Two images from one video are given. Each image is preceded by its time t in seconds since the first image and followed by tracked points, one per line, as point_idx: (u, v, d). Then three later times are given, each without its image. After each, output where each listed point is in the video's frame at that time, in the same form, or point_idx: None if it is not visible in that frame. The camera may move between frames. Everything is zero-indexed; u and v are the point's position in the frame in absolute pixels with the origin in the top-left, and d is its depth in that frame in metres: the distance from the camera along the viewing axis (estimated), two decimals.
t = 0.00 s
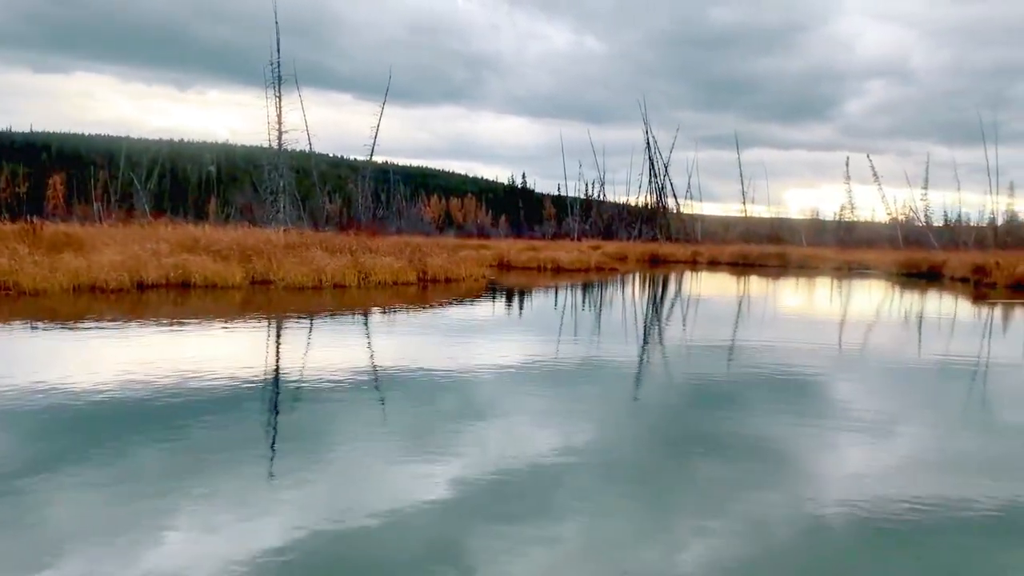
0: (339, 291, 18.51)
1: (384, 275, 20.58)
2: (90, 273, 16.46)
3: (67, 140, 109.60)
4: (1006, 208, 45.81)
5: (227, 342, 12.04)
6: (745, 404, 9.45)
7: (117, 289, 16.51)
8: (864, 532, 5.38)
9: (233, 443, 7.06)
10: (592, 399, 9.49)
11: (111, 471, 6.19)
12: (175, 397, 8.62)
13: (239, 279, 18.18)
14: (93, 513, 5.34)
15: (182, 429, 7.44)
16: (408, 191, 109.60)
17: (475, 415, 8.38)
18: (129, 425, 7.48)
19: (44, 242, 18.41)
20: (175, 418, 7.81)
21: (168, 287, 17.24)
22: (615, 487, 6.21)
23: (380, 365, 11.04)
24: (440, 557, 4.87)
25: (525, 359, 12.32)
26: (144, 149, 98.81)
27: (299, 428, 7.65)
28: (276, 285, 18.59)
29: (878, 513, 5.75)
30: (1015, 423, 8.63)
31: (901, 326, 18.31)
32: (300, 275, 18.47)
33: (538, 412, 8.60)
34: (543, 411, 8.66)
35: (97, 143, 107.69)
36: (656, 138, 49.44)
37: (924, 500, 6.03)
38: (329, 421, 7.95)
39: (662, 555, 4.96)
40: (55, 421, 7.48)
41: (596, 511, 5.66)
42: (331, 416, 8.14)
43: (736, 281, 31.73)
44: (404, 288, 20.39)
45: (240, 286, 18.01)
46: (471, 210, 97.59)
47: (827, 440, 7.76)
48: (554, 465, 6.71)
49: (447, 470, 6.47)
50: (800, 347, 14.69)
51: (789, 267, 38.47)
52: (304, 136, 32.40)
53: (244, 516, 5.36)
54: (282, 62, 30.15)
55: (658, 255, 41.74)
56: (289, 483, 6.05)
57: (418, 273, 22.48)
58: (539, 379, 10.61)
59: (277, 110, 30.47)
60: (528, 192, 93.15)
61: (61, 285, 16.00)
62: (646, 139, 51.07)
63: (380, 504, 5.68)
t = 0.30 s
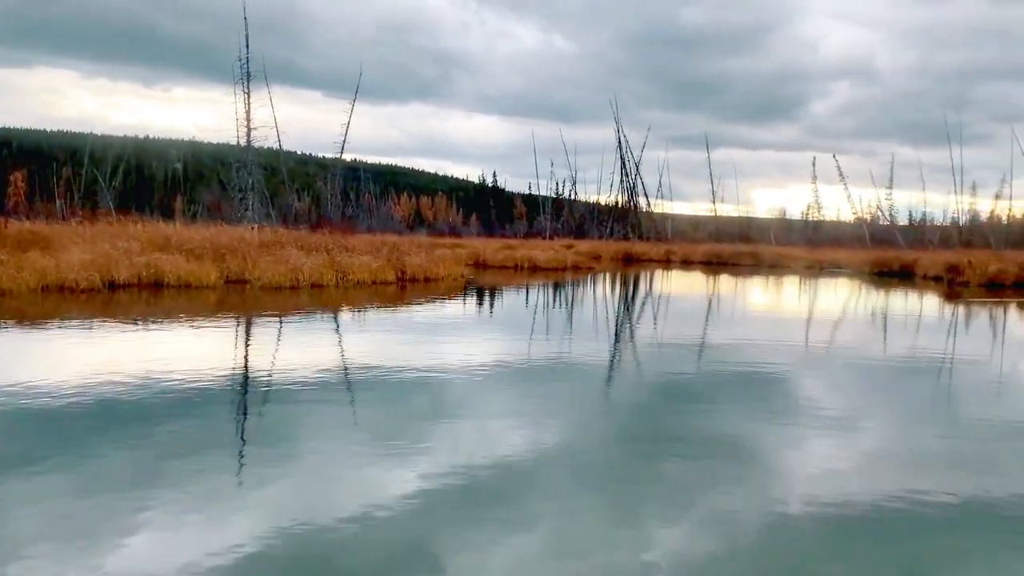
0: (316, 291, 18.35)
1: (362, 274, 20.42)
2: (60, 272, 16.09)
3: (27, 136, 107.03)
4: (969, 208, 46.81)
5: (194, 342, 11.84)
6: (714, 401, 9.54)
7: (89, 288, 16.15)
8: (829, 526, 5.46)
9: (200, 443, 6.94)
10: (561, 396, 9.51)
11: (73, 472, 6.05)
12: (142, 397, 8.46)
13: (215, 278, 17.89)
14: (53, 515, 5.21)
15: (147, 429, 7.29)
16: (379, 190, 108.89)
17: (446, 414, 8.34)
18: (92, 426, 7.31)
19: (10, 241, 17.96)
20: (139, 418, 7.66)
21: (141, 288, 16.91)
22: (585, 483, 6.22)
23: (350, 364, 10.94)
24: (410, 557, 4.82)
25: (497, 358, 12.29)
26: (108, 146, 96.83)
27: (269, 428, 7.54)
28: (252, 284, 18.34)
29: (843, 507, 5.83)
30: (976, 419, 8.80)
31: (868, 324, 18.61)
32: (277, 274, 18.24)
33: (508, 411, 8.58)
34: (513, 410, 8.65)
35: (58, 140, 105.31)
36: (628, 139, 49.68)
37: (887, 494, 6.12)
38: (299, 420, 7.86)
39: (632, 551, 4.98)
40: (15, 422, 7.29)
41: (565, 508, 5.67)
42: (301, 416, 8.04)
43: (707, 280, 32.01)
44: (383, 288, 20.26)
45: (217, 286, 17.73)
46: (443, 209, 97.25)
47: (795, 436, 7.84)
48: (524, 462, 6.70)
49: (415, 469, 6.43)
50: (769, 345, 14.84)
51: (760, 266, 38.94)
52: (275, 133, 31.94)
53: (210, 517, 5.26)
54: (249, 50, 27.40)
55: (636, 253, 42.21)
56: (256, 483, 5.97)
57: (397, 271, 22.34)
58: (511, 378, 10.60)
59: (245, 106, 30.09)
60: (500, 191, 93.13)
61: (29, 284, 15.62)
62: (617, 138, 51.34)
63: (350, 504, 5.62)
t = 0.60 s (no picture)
0: (292, 290, 18.15)
1: (337, 274, 20.22)
2: (26, 272, 15.68)
3: None
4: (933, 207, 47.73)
5: (160, 341, 11.62)
6: (683, 398, 9.60)
7: (56, 289, 15.78)
8: (794, 520, 5.51)
9: (163, 444, 6.81)
10: (531, 394, 9.50)
11: (30, 475, 5.89)
12: (105, 398, 8.27)
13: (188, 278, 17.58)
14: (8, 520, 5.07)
15: (109, 430, 7.13)
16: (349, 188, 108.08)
17: (415, 412, 8.28)
18: (51, 427, 7.14)
19: None
20: (101, 419, 7.49)
21: (110, 288, 16.56)
22: (553, 481, 6.21)
23: (319, 363, 10.81)
24: (376, 556, 4.78)
25: (468, 356, 12.24)
26: (69, 142, 94.78)
27: (235, 428, 7.42)
28: (226, 283, 18.06)
29: (808, 501, 5.89)
30: (938, 415, 8.94)
31: (834, 321, 18.88)
32: (250, 273, 17.99)
33: (477, 409, 8.55)
34: (483, 408, 8.61)
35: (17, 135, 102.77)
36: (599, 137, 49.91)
37: (852, 489, 6.18)
38: (265, 420, 7.74)
39: (598, 548, 4.97)
40: None
41: (533, 505, 5.66)
42: (268, 416, 7.91)
43: (678, 278, 32.25)
44: (359, 287, 20.08)
45: (190, 286, 17.41)
46: (414, 207, 96.80)
47: (760, 432, 7.90)
48: (492, 460, 6.68)
49: (383, 468, 6.37)
50: (738, 342, 14.97)
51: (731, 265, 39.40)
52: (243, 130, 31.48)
53: (171, 519, 5.16)
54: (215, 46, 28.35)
55: (608, 252, 42.42)
56: (220, 484, 5.87)
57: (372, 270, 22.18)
58: (481, 376, 10.57)
59: (213, 103, 29.68)
60: (472, 190, 92.98)
61: None
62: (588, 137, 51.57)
63: (315, 504, 5.55)
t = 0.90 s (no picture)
0: (266, 291, 17.87)
1: (312, 274, 19.99)
2: None
3: None
4: (895, 207, 48.82)
5: (122, 342, 11.38)
6: (650, 396, 9.66)
7: (23, 290, 15.33)
8: (758, 515, 5.57)
9: (124, 446, 6.67)
10: (499, 393, 9.49)
11: None
12: (66, 400, 8.08)
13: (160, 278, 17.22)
14: None
15: (69, 433, 6.96)
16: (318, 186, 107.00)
17: (381, 412, 8.22)
18: (8, 430, 6.95)
19: None
20: (61, 421, 7.31)
21: (77, 289, 16.15)
22: (519, 479, 6.21)
23: (286, 364, 10.66)
24: (344, 557, 4.72)
25: (437, 355, 12.19)
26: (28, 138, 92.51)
27: (201, 429, 7.30)
28: (198, 283, 17.73)
29: (772, 497, 5.96)
30: (897, 411, 9.12)
31: (800, 319, 19.20)
32: (223, 273, 17.70)
33: (444, 408, 8.50)
34: (449, 407, 8.57)
35: None
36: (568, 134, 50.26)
37: (814, 484, 6.28)
38: (229, 421, 7.62)
39: (568, 546, 4.97)
40: None
41: (501, 504, 5.64)
42: (233, 416, 7.79)
43: (648, 276, 32.48)
44: (334, 287, 19.87)
45: (161, 286, 17.05)
46: (384, 206, 96.19)
47: (725, 429, 7.99)
48: (458, 459, 6.65)
49: (349, 467, 6.30)
50: (707, 340, 15.11)
51: (701, 263, 39.82)
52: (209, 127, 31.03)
53: (133, 523, 5.05)
54: (181, 40, 28.07)
55: (581, 250, 42.65)
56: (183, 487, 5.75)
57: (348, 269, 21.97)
58: (449, 375, 10.53)
59: (178, 98, 29.21)
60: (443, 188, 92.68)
61: None
62: (559, 135, 51.75)
63: (280, 505, 5.47)
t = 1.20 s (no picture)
0: (240, 291, 17.58)
1: (288, 274, 19.72)
2: None
3: None
4: (859, 207, 49.78)
5: (85, 342, 11.13)
6: (619, 394, 9.70)
7: None
8: (725, 512, 5.60)
9: (85, 448, 6.51)
10: (468, 392, 9.44)
11: None
12: (25, 401, 7.88)
13: (131, 280, 16.85)
14: None
15: (27, 435, 6.78)
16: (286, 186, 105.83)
17: (349, 412, 8.13)
18: None
19: None
20: (18, 423, 7.12)
21: (43, 290, 15.75)
22: (488, 478, 6.18)
23: (253, 363, 10.52)
24: (310, 558, 4.65)
25: (407, 354, 12.11)
26: None
27: (165, 429, 7.18)
28: (170, 284, 17.39)
29: (737, 493, 6.01)
30: (860, 408, 9.26)
31: (767, 317, 19.46)
32: (195, 274, 17.33)
33: (412, 407, 8.44)
34: (418, 406, 8.51)
35: None
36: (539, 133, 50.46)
37: (778, 480, 6.35)
38: (194, 421, 7.49)
39: (536, 545, 4.95)
40: None
41: (469, 503, 5.61)
42: (198, 417, 7.66)
43: (619, 275, 32.66)
44: (310, 288, 19.62)
45: (132, 287, 16.69)
46: (354, 205, 95.47)
47: (690, 426, 8.05)
48: (427, 459, 6.60)
49: (315, 468, 6.22)
50: (679, 339, 15.23)
51: (671, 263, 40.21)
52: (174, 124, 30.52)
53: (93, 527, 4.92)
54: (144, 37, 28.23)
55: (554, 249, 42.81)
56: (144, 489, 5.62)
57: (323, 269, 21.73)
58: (419, 374, 10.47)
59: (143, 96, 28.72)
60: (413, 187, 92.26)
61: None
62: (529, 133, 51.91)
63: (244, 507, 5.37)
